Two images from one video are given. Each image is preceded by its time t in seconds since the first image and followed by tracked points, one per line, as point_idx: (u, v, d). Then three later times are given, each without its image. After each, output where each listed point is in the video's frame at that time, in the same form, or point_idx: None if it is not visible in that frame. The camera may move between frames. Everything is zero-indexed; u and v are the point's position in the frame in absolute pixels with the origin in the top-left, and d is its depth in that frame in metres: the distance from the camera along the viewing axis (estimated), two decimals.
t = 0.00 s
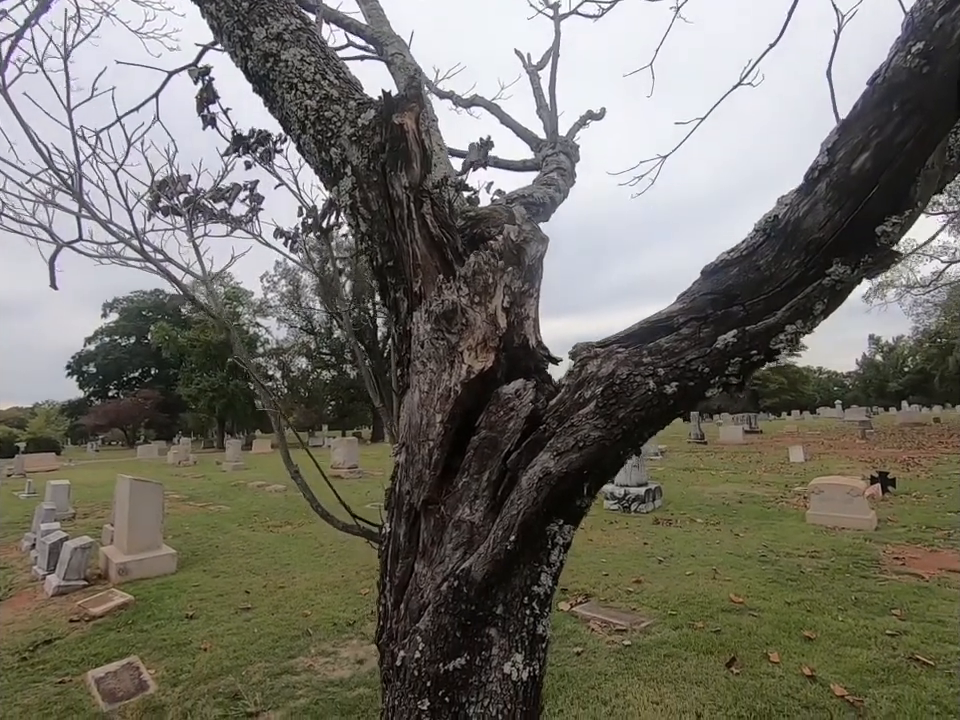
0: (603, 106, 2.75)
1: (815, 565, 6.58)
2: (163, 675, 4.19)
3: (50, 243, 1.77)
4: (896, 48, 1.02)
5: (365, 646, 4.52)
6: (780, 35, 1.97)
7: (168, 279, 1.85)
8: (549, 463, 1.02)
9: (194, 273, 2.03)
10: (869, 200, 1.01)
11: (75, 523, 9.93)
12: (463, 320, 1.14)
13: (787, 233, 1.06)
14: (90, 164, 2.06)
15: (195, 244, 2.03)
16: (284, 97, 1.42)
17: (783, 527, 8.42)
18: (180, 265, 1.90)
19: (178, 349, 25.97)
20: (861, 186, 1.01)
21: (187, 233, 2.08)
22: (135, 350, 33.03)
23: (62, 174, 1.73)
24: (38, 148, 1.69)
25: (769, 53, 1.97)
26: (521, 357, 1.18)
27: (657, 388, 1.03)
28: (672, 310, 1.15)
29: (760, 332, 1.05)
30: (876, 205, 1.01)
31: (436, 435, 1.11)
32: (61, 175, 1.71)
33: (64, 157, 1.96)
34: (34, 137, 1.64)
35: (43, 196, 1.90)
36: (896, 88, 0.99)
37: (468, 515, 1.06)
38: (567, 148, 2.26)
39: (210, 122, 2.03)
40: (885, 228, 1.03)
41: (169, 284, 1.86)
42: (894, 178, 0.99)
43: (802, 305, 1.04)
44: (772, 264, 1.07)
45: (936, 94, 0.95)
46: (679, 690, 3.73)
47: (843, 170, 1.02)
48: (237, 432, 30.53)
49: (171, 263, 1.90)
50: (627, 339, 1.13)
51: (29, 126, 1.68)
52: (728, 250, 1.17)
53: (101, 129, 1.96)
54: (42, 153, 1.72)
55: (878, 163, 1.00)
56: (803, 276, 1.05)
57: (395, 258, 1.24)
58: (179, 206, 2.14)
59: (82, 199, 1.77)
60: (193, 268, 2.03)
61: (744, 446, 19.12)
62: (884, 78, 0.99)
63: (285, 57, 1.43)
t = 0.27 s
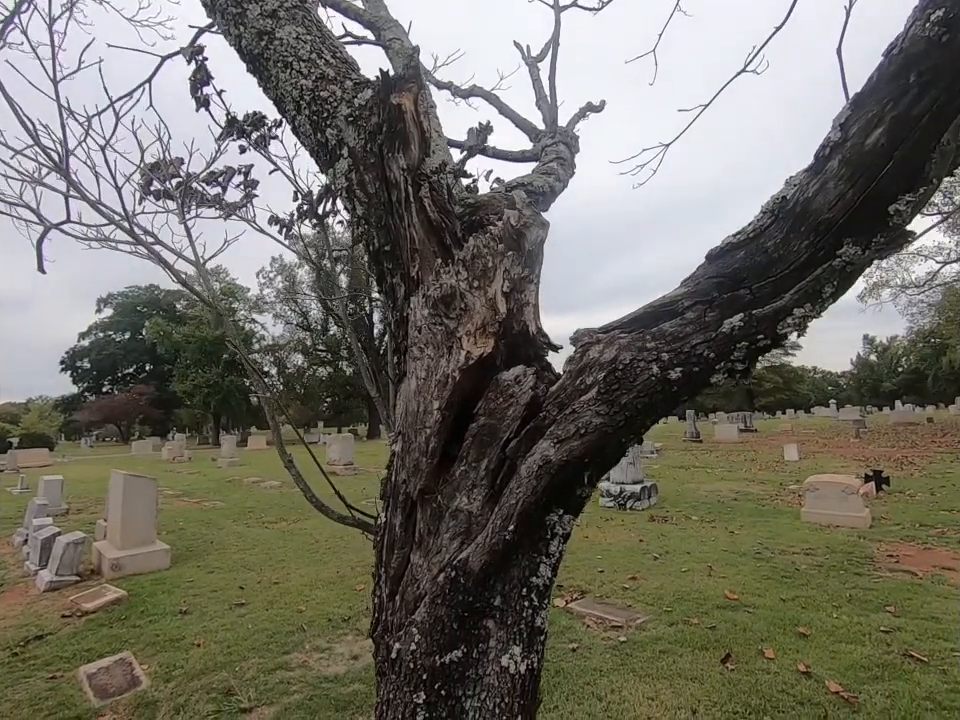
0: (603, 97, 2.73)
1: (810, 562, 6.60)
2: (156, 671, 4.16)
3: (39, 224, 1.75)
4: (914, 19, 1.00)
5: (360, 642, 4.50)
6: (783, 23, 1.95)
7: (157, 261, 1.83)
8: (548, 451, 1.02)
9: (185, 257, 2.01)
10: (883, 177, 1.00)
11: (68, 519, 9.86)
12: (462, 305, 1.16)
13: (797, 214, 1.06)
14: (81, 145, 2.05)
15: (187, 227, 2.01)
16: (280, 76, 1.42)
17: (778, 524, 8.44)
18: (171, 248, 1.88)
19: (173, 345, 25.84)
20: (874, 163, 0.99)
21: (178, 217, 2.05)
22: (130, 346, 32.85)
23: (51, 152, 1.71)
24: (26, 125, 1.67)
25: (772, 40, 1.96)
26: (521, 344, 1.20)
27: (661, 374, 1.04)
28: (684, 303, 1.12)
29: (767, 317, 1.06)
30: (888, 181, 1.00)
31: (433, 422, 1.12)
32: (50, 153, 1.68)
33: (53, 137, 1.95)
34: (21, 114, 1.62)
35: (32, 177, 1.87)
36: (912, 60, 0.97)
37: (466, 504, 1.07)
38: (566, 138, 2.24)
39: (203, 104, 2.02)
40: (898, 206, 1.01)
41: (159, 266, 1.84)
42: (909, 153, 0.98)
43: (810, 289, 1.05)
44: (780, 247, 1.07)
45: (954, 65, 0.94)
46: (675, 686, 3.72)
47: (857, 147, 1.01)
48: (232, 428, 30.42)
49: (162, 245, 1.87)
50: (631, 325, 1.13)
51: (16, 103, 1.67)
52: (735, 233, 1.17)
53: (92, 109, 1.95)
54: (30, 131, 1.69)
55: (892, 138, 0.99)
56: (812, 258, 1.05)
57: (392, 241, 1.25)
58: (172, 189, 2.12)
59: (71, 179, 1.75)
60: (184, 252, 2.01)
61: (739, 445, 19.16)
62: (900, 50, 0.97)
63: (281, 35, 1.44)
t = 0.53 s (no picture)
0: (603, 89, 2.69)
1: (805, 558, 6.61)
2: (149, 666, 4.13)
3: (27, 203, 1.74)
4: None
5: (355, 638, 4.48)
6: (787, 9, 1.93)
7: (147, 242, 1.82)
8: (551, 439, 1.04)
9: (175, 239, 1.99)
10: (901, 150, 0.99)
11: (61, 515, 9.79)
12: (461, 288, 1.20)
13: (809, 192, 1.05)
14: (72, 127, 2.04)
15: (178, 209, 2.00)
16: (275, 54, 1.44)
17: (773, 521, 8.45)
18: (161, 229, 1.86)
19: (168, 340, 25.71)
20: (892, 136, 0.99)
21: (168, 199, 2.03)
22: (124, 341, 32.64)
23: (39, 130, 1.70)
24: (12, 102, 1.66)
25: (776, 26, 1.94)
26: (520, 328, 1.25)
27: (667, 359, 1.06)
28: (692, 286, 1.13)
29: (777, 300, 1.06)
30: (907, 155, 0.99)
31: (433, 409, 1.15)
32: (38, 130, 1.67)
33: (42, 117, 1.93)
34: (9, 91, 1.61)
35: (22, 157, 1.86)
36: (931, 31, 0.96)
37: (465, 494, 1.09)
38: (566, 128, 2.21)
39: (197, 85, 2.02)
40: (917, 182, 1.00)
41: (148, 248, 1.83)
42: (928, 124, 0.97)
43: (821, 270, 1.05)
44: (791, 227, 1.07)
45: None
46: (670, 682, 3.71)
47: (875, 121, 1.01)
48: (227, 425, 30.31)
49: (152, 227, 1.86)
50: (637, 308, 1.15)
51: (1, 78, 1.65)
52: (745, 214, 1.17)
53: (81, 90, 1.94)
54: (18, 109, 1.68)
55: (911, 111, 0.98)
56: (824, 239, 1.05)
57: (390, 224, 1.28)
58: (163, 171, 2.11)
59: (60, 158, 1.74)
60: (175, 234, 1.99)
61: (734, 443, 19.19)
62: (919, 21, 0.97)
63: (275, 13, 1.46)
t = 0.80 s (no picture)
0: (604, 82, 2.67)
1: (801, 556, 6.62)
2: (143, 663, 4.10)
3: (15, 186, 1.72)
4: None
5: (351, 635, 4.45)
6: None
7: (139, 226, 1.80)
8: (554, 429, 1.04)
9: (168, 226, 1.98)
10: (921, 129, 0.98)
11: (55, 511, 9.73)
12: (462, 275, 1.22)
13: (821, 176, 1.06)
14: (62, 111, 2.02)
15: (171, 196, 1.98)
16: (272, 37, 1.45)
17: (769, 519, 8.47)
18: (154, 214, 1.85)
19: (163, 337, 25.61)
20: (910, 116, 0.98)
21: (162, 186, 2.02)
22: (119, 338, 32.50)
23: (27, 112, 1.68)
24: None
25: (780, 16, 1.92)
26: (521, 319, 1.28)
27: (674, 347, 1.06)
28: (698, 272, 1.15)
29: (788, 287, 1.06)
30: (925, 136, 0.97)
31: (433, 399, 1.17)
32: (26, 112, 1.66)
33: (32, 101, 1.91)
34: None
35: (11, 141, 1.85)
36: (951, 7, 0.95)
37: (466, 486, 1.10)
38: (567, 119, 2.19)
39: (191, 69, 2.02)
40: (936, 162, 0.99)
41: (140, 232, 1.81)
42: (950, 102, 0.95)
43: (832, 256, 1.05)
44: (803, 212, 1.07)
45: None
46: (667, 679, 3.70)
47: (891, 100, 1.00)
48: (223, 422, 30.23)
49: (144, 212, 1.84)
50: (644, 297, 1.17)
51: None
52: (755, 200, 1.18)
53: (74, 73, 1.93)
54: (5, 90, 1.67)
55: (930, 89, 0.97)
56: (836, 224, 1.04)
57: (390, 212, 1.31)
58: (156, 157, 2.09)
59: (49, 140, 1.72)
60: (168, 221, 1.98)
61: (730, 441, 19.22)
62: None
63: None
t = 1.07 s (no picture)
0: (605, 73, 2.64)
1: (797, 552, 6.63)
2: (138, 658, 4.08)
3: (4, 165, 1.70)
4: None
5: (347, 630, 4.44)
6: None
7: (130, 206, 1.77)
8: (558, 417, 1.05)
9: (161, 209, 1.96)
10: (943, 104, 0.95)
11: (49, 506, 9.67)
12: (464, 259, 1.22)
13: (838, 155, 1.03)
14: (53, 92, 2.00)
15: (164, 178, 1.97)
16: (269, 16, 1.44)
17: (764, 515, 8.49)
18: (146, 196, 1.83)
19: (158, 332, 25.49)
20: (934, 89, 0.95)
21: (154, 168, 2.00)
22: (113, 333, 32.32)
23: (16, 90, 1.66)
24: None
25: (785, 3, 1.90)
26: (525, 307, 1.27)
27: (683, 332, 1.06)
28: (709, 256, 1.13)
29: (802, 270, 1.05)
30: (949, 111, 0.95)
31: (433, 386, 1.17)
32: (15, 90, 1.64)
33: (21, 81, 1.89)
34: None
35: None
36: None
37: (467, 475, 1.10)
38: (568, 108, 2.16)
39: (184, 50, 2.00)
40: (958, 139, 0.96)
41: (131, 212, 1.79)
42: None
43: (848, 238, 1.03)
44: (818, 193, 1.05)
45: None
46: (664, 674, 3.70)
47: (914, 73, 0.97)
48: (219, 417, 30.14)
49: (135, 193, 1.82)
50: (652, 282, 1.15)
51: None
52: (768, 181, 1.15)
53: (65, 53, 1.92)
54: None
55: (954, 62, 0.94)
56: (851, 205, 1.02)
57: (390, 195, 1.31)
58: (148, 140, 2.07)
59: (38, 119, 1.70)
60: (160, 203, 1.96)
61: (726, 438, 19.25)
62: None
63: None
